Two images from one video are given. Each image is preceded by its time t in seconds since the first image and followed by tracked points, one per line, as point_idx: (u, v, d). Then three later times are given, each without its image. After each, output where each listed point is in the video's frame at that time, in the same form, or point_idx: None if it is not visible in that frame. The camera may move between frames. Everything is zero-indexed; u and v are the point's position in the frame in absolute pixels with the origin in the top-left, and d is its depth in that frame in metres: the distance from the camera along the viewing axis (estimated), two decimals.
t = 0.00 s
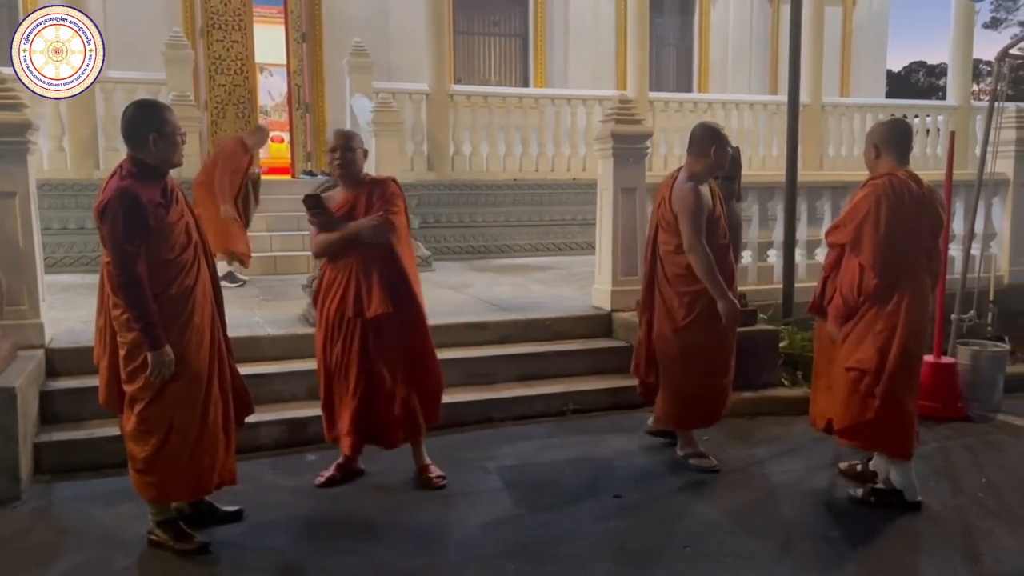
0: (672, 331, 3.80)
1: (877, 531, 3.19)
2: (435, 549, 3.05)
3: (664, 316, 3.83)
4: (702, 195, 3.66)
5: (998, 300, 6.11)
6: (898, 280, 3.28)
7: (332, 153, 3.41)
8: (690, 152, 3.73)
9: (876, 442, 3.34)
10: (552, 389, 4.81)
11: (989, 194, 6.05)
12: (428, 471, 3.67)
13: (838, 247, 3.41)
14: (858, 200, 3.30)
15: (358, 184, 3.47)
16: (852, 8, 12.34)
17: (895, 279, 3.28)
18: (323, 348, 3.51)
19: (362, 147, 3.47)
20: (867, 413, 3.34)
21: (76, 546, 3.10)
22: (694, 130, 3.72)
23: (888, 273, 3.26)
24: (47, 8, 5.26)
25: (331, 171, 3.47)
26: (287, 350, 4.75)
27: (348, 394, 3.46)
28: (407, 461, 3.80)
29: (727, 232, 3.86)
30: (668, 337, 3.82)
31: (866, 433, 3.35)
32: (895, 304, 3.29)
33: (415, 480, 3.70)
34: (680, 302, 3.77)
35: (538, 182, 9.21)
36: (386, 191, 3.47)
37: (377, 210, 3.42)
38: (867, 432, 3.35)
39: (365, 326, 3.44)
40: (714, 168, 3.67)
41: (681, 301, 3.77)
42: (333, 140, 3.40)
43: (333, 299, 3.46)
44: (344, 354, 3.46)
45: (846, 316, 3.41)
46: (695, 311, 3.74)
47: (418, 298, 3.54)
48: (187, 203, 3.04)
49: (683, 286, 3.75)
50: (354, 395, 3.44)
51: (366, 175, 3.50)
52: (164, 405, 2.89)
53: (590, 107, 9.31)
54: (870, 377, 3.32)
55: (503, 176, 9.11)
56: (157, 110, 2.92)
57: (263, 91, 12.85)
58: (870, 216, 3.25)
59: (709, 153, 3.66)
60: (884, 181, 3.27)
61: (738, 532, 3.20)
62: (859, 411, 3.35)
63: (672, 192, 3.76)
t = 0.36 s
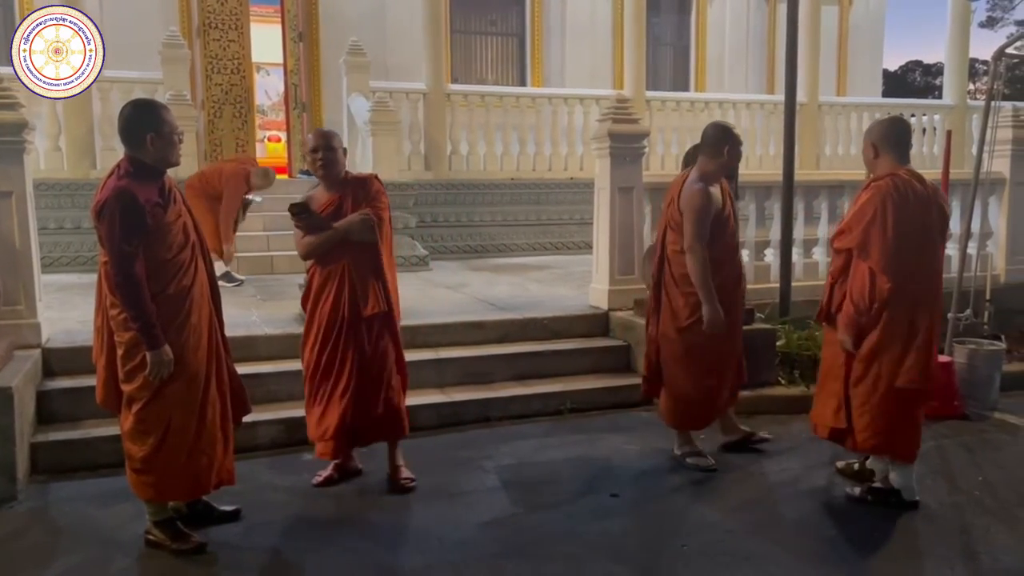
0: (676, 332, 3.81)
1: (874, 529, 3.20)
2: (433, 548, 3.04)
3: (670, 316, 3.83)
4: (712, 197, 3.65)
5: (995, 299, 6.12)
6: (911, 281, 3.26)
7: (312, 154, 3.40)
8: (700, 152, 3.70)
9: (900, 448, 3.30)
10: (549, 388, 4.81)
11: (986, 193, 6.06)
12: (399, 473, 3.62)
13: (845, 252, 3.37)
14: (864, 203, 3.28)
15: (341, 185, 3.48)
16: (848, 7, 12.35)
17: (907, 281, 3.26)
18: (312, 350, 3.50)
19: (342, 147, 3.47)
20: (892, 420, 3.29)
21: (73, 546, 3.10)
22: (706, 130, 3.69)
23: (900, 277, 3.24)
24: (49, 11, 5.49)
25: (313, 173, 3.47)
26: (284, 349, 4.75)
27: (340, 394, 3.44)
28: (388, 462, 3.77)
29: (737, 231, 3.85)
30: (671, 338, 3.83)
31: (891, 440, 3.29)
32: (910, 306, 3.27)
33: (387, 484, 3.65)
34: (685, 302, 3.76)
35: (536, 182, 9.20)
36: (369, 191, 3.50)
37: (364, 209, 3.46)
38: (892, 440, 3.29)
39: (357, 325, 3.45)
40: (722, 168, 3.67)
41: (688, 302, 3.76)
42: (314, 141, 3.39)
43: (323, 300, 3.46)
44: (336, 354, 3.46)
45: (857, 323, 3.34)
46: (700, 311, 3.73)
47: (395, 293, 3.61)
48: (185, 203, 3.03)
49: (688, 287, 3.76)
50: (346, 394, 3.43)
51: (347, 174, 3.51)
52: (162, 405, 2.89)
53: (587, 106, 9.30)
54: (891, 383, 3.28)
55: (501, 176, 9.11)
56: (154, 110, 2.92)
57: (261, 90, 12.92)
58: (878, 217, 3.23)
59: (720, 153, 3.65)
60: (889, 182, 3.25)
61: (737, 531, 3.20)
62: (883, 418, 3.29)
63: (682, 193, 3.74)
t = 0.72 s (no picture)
0: (692, 328, 3.79)
1: (873, 528, 3.20)
2: (432, 547, 3.04)
3: (687, 312, 3.82)
4: (724, 194, 3.64)
5: (993, 298, 6.12)
6: (914, 283, 3.23)
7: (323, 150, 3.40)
8: (716, 151, 3.67)
9: (910, 452, 3.26)
10: (548, 388, 4.81)
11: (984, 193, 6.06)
12: (397, 475, 3.62)
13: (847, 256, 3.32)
14: (865, 207, 3.22)
15: (347, 183, 3.48)
16: (847, 7, 12.35)
17: (911, 283, 3.22)
18: (316, 348, 3.49)
19: (353, 145, 3.46)
20: (902, 424, 3.25)
21: (72, 546, 3.09)
22: (721, 128, 3.65)
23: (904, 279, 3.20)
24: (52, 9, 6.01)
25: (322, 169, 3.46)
26: (283, 349, 4.74)
27: (349, 392, 3.45)
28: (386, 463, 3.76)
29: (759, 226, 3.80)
30: (687, 333, 3.82)
31: (902, 444, 3.26)
32: (915, 307, 3.23)
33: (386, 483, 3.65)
34: (701, 297, 3.75)
35: (534, 182, 9.20)
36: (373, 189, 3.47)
37: (371, 207, 3.43)
38: (903, 444, 3.25)
39: (360, 321, 3.44)
40: (740, 167, 3.62)
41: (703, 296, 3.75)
42: (324, 138, 3.38)
43: (328, 299, 3.46)
44: (340, 353, 3.45)
45: (862, 327, 3.29)
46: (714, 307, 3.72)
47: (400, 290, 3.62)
48: (183, 202, 3.03)
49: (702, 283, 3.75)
50: (354, 391, 3.44)
51: (356, 172, 3.50)
52: (161, 404, 2.88)
53: (586, 105, 9.29)
54: (899, 387, 3.23)
55: (499, 175, 9.11)
56: (151, 110, 2.92)
57: (258, 89, 12.92)
58: (878, 220, 3.18)
59: (733, 152, 3.60)
60: (891, 185, 3.20)
61: (736, 530, 3.20)
62: (892, 422, 3.26)
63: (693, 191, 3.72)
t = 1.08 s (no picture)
0: (703, 325, 3.78)
1: (873, 528, 3.20)
2: (431, 547, 3.04)
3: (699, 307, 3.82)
4: (739, 191, 3.62)
5: (993, 297, 6.12)
6: (915, 284, 3.19)
7: (332, 149, 3.41)
8: (733, 150, 3.67)
9: (899, 453, 3.22)
10: (548, 387, 4.81)
11: (984, 192, 6.06)
12: (396, 475, 3.61)
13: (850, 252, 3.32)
14: (871, 203, 3.22)
15: (356, 183, 3.48)
16: (846, 7, 12.35)
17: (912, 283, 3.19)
18: (321, 344, 3.49)
19: (364, 145, 3.47)
20: (892, 423, 3.22)
21: (71, 546, 3.09)
22: (737, 128, 3.65)
23: (904, 278, 3.18)
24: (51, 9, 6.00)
25: (330, 169, 3.47)
26: (282, 348, 4.74)
27: (348, 391, 3.44)
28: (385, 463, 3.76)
29: (777, 226, 3.76)
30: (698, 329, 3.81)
31: (890, 443, 3.22)
32: (916, 308, 3.20)
33: (385, 482, 3.65)
34: (714, 294, 3.74)
35: (533, 182, 9.21)
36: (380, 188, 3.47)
37: (377, 206, 3.42)
38: (892, 444, 3.21)
39: (361, 321, 3.45)
40: (757, 166, 3.62)
41: (717, 293, 3.73)
42: (335, 136, 3.39)
43: (331, 295, 3.47)
44: (342, 352, 3.45)
45: (858, 323, 3.30)
46: (727, 304, 3.69)
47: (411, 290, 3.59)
48: (182, 202, 3.03)
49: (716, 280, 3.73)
50: (354, 391, 3.42)
51: (367, 173, 3.50)
52: (159, 404, 2.88)
53: (585, 105, 9.30)
54: (891, 384, 3.22)
55: (499, 175, 9.10)
56: (150, 110, 2.92)
57: (258, 89, 12.93)
58: (880, 218, 3.18)
59: (750, 151, 3.59)
60: (901, 183, 3.19)
61: (735, 530, 3.20)
62: (882, 419, 3.24)
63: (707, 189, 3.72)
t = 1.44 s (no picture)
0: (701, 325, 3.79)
1: (872, 528, 3.21)
2: (430, 547, 3.05)
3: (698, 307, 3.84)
4: (740, 191, 3.63)
5: (992, 297, 6.12)
6: (920, 280, 3.17)
7: (333, 150, 3.41)
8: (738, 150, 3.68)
9: (892, 443, 3.23)
10: (548, 387, 4.81)
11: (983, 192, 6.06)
12: (396, 474, 3.61)
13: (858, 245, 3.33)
14: (880, 196, 3.23)
15: (358, 184, 3.48)
16: (845, 7, 12.37)
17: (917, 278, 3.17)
18: (322, 342, 3.50)
19: (366, 145, 3.47)
20: (887, 412, 3.23)
21: (71, 546, 3.09)
22: (744, 128, 3.66)
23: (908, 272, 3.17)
24: (50, 9, 5.99)
25: (332, 169, 3.48)
26: (282, 348, 4.75)
27: (346, 391, 3.44)
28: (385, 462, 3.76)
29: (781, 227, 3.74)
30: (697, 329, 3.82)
31: (884, 433, 3.24)
32: (920, 305, 3.17)
33: (385, 483, 3.65)
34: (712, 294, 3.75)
35: (533, 182, 9.20)
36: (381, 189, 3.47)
37: (378, 208, 3.42)
38: (886, 434, 3.22)
39: (361, 322, 3.45)
40: (762, 167, 3.61)
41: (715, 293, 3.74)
42: (337, 136, 3.40)
43: (332, 293, 3.48)
44: (342, 352, 3.45)
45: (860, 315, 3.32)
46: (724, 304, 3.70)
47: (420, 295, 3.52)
48: (181, 202, 3.03)
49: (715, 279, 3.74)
50: (354, 390, 3.42)
51: (369, 173, 3.51)
52: (159, 403, 2.88)
53: (584, 106, 9.32)
54: (888, 375, 3.22)
55: (498, 175, 9.11)
56: (148, 110, 2.92)
57: (257, 89, 12.93)
58: (888, 212, 3.18)
59: (755, 151, 3.59)
60: (911, 179, 3.19)
61: (735, 530, 3.21)
62: (876, 409, 3.26)
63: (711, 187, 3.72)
